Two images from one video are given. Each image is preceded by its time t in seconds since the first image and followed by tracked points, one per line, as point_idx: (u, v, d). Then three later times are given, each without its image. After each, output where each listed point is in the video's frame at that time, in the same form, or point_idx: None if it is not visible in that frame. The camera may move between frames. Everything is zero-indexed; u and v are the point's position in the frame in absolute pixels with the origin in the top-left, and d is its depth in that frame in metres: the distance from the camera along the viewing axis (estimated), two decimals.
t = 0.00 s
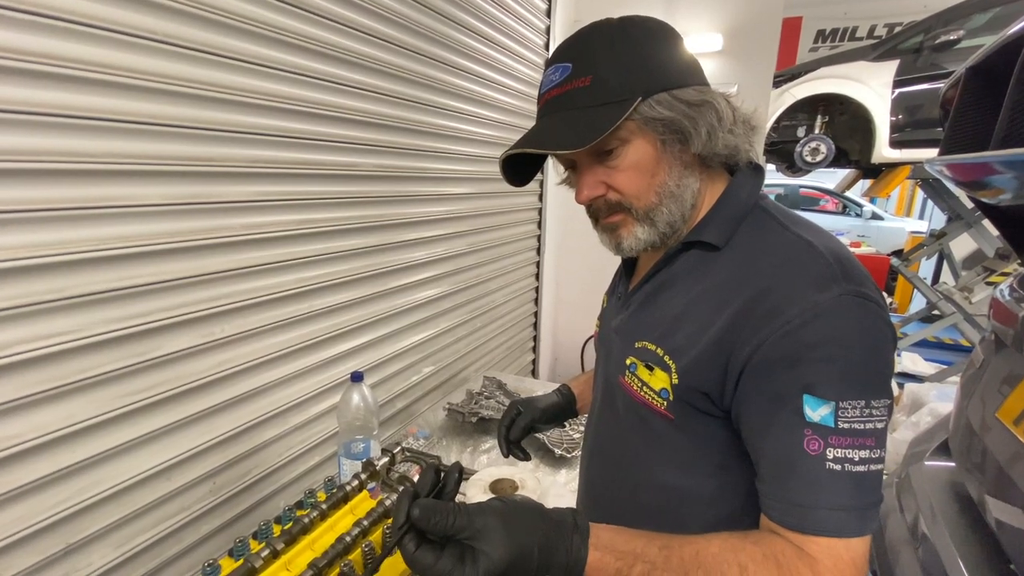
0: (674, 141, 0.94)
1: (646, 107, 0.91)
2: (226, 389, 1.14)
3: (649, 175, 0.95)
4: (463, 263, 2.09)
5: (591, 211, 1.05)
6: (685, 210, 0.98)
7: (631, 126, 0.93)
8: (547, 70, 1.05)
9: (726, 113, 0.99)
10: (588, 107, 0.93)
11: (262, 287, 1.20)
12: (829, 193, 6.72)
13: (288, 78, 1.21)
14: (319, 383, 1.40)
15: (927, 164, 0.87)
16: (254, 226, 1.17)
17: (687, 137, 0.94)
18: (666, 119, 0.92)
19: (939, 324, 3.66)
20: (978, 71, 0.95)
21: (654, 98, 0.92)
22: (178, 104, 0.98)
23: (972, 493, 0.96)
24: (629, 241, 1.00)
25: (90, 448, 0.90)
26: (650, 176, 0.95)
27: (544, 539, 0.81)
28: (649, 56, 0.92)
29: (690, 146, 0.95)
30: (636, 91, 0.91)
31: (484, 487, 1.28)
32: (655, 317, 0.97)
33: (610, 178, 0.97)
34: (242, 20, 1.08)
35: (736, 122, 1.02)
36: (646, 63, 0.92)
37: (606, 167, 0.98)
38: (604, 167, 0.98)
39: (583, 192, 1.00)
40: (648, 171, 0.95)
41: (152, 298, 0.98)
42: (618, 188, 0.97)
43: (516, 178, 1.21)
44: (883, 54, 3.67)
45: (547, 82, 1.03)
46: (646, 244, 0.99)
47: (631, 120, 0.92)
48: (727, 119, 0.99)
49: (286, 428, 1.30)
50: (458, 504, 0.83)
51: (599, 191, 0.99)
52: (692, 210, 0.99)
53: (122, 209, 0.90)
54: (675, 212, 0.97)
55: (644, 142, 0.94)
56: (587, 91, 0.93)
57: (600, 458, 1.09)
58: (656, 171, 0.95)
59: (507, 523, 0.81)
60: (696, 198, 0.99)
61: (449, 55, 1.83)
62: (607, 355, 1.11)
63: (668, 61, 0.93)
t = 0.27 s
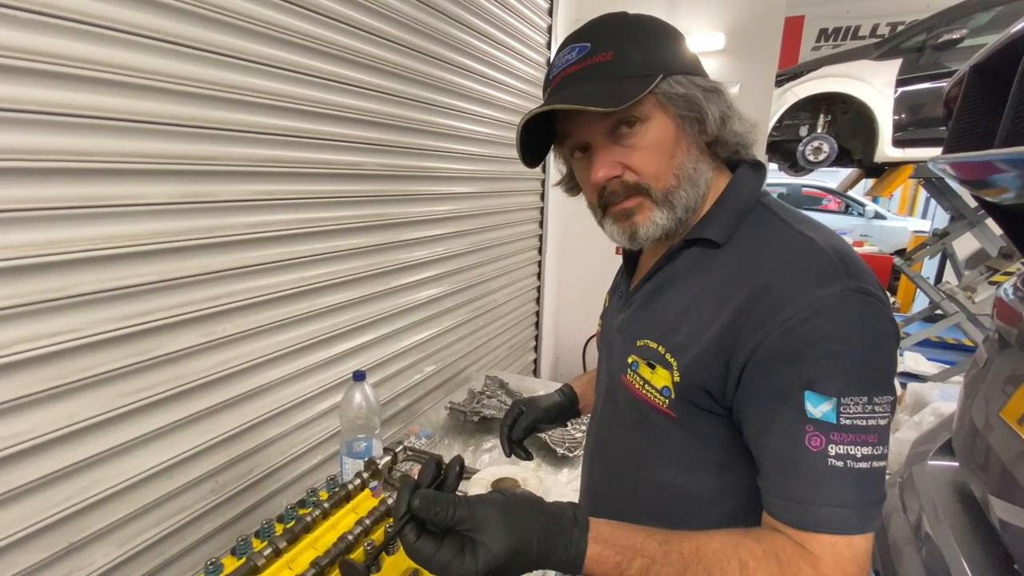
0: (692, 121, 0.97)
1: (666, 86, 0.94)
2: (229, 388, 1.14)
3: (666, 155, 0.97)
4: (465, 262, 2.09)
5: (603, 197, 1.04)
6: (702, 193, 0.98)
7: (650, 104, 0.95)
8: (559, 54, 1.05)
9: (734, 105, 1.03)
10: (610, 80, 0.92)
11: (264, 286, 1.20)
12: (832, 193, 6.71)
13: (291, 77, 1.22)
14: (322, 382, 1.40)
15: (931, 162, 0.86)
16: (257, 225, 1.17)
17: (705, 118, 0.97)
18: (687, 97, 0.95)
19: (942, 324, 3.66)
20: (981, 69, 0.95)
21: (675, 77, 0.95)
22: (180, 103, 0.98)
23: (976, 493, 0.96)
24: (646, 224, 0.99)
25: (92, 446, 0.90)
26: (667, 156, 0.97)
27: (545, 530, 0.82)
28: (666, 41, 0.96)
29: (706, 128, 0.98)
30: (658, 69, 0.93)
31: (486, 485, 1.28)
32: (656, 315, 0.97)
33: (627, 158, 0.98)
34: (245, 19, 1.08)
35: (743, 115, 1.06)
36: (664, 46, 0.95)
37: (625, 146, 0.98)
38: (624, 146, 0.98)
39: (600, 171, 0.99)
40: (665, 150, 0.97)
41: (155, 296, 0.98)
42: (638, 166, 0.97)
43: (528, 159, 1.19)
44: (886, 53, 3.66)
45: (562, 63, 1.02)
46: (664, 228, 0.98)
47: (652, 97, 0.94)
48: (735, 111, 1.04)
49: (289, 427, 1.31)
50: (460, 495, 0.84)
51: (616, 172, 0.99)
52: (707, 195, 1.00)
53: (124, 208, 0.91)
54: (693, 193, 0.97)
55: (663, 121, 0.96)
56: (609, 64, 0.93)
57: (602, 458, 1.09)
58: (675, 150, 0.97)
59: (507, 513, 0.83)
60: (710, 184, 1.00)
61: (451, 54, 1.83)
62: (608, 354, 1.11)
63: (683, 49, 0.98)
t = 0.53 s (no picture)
0: (680, 138, 0.94)
1: (653, 104, 0.91)
2: (231, 387, 1.14)
3: (655, 172, 0.95)
4: (466, 262, 2.09)
5: (596, 208, 1.05)
6: (691, 207, 0.97)
7: (637, 123, 0.92)
8: (553, 68, 1.05)
9: (733, 111, 1.00)
10: (596, 102, 0.92)
11: (266, 286, 1.21)
12: (835, 192, 6.69)
13: (292, 77, 1.22)
14: (323, 382, 1.41)
15: (933, 162, 0.86)
16: (259, 226, 1.17)
17: (694, 134, 0.94)
18: (673, 116, 0.92)
19: (945, 324, 3.64)
20: (984, 68, 0.95)
21: (662, 94, 0.92)
22: (181, 104, 0.98)
23: (978, 494, 0.96)
24: (636, 237, 1.00)
25: (96, 445, 0.90)
26: (655, 173, 0.95)
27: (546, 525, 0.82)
28: (657, 51, 0.93)
29: (697, 143, 0.95)
30: (644, 87, 0.90)
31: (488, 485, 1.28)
32: (660, 314, 0.97)
33: (615, 175, 0.97)
34: (246, 19, 1.08)
35: (743, 118, 1.03)
36: (653, 59, 0.92)
37: (611, 164, 0.97)
38: (610, 164, 0.98)
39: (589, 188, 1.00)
40: (653, 167, 0.95)
41: (158, 296, 0.98)
42: (624, 184, 0.97)
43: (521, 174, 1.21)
44: (888, 53, 3.59)
45: (553, 79, 1.03)
46: (654, 241, 0.99)
47: (637, 117, 0.92)
48: (733, 117, 1.00)
49: (291, 426, 1.31)
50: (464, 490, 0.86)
51: (605, 187, 0.99)
52: (698, 207, 0.99)
53: (127, 209, 0.91)
54: (680, 208, 0.97)
55: (650, 140, 0.93)
56: (595, 87, 0.93)
57: (605, 456, 1.09)
58: (662, 168, 0.95)
59: (509, 508, 0.83)
60: (702, 194, 0.99)
61: (452, 54, 1.83)
62: (611, 353, 1.11)
63: (675, 57, 0.94)
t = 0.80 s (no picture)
0: (675, 147, 0.94)
1: (647, 114, 0.92)
2: (233, 387, 1.15)
3: (651, 179, 0.96)
4: (467, 263, 2.09)
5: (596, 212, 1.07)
6: (687, 213, 0.98)
7: (631, 132, 0.93)
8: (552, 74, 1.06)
9: (731, 116, 0.98)
10: (591, 113, 0.94)
11: (268, 287, 1.21)
12: (837, 192, 6.68)
13: (293, 79, 1.22)
14: (325, 382, 1.41)
15: (933, 162, 0.87)
16: (260, 226, 1.18)
17: (688, 143, 0.93)
18: (667, 126, 0.92)
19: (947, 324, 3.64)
20: (984, 68, 0.95)
21: (655, 104, 0.92)
22: (182, 105, 0.99)
23: (978, 493, 0.96)
24: (633, 242, 1.01)
25: (99, 445, 0.91)
26: (651, 180, 0.96)
27: (547, 519, 0.83)
28: (652, 59, 0.92)
29: (693, 151, 0.94)
30: (638, 97, 0.91)
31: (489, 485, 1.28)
32: (662, 315, 0.97)
33: (611, 182, 0.99)
34: (247, 21, 1.09)
35: (742, 122, 1.01)
36: (647, 68, 0.92)
37: (607, 171, 0.99)
38: (606, 171, 0.99)
39: (586, 195, 1.01)
40: (649, 175, 0.96)
41: (160, 297, 0.99)
42: (619, 191, 0.98)
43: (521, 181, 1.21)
44: (890, 53, 3.59)
45: (552, 87, 1.04)
46: (651, 245, 1.00)
47: (631, 127, 0.92)
48: (731, 121, 0.98)
49: (293, 425, 1.32)
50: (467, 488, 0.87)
51: (602, 194, 1.01)
52: (694, 213, 0.99)
53: (130, 210, 0.92)
54: (676, 215, 0.97)
55: (645, 148, 0.94)
56: (588, 99, 0.94)
57: (606, 456, 1.09)
58: (657, 175, 0.96)
59: (511, 507, 0.83)
60: (700, 200, 0.99)
61: (453, 55, 1.83)
62: (613, 353, 1.11)
63: (670, 65, 0.93)
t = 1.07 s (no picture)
0: (684, 140, 0.95)
1: (658, 106, 0.92)
2: (235, 386, 1.16)
3: (660, 172, 0.96)
4: (468, 263, 2.10)
5: (601, 207, 1.06)
6: (695, 208, 0.98)
7: (642, 124, 0.93)
8: (559, 68, 1.06)
9: (737, 112, 0.99)
10: (601, 104, 0.94)
11: (268, 287, 1.22)
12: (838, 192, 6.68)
13: (295, 79, 1.23)
14: (326, 381, 1.42)
15: (933, 162, 0.87)
16: (261, 227, 1.18)
17: (698, 136, 0.94)
18: (677, 118, 0.93)
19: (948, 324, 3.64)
20: (983, 68, 0.95)
21: (666, 97, 0.92)
22: (181, 105, 0.99)
23: (978, 493, 0.96)
24: (640, 237, 1.01)
25: (101, 444, 0.91)
26: (660, 173, 0.96)
27: (560, 502, 0.84)
28: (662, 53, 0.93)
29: (701, 145, 0.95)
30: (649, 90, 0.91)
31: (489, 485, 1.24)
32: (663, 313, 0.98)
33: (620, 175, 0.99)
34: (247, 22, 1.09)
35: (746, 120, 1.02)
36: (657, 62, 0.92)
37: (616, 164, 0.99)
38: (615, 164, 0.99)
39: (594, 187, 1.01)
40: (659, 168, 0.96)
41: (162, 296, 0.99)
42: (628, 184, 0.98)
43: (525, 173, 1.22)
44: (891, 52, 3.57)
45: (560, 80, 1.04)
46: (658, 240, 1.00)
47: (642, 118, 0.93)
48: (737, 118, 0.99)
49: (294, 425, 1.32)
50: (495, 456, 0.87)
51: (610, 187, 1.01)
52: (702, 208, 0.99)
53: (130, 210, 0.92)
54: (684, 209, 0.97)
55: (655, 141, 0.94)
56: (600, 90, 0.94)
57: (608, 454, 1.10)
58: (666, 169, 0.96)
59: (530, 486, 0.83)
60: (706, 196, 1.00)
61: (453, 55, 1.84)
62: (614, 351, 1.12)
63: (679, 60, 0.94)
